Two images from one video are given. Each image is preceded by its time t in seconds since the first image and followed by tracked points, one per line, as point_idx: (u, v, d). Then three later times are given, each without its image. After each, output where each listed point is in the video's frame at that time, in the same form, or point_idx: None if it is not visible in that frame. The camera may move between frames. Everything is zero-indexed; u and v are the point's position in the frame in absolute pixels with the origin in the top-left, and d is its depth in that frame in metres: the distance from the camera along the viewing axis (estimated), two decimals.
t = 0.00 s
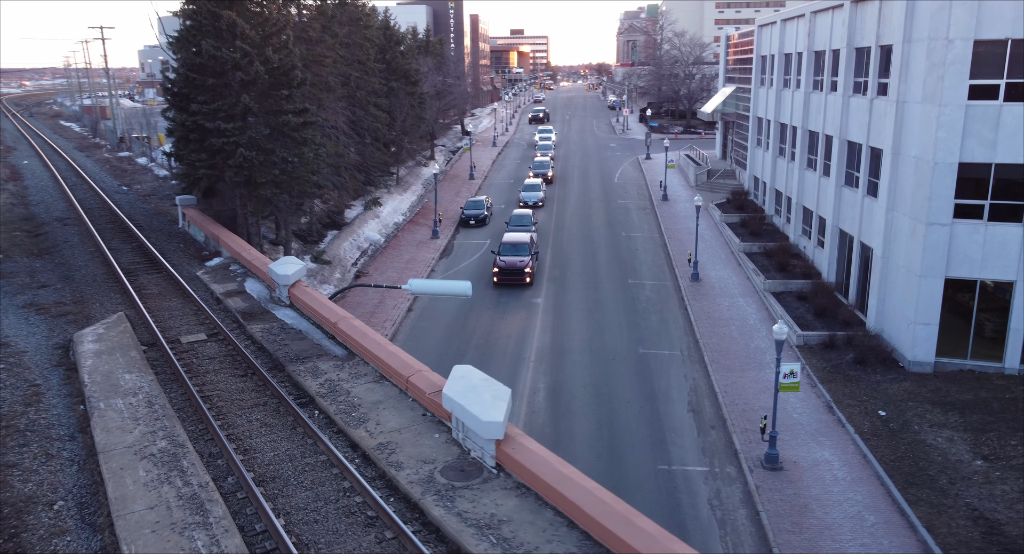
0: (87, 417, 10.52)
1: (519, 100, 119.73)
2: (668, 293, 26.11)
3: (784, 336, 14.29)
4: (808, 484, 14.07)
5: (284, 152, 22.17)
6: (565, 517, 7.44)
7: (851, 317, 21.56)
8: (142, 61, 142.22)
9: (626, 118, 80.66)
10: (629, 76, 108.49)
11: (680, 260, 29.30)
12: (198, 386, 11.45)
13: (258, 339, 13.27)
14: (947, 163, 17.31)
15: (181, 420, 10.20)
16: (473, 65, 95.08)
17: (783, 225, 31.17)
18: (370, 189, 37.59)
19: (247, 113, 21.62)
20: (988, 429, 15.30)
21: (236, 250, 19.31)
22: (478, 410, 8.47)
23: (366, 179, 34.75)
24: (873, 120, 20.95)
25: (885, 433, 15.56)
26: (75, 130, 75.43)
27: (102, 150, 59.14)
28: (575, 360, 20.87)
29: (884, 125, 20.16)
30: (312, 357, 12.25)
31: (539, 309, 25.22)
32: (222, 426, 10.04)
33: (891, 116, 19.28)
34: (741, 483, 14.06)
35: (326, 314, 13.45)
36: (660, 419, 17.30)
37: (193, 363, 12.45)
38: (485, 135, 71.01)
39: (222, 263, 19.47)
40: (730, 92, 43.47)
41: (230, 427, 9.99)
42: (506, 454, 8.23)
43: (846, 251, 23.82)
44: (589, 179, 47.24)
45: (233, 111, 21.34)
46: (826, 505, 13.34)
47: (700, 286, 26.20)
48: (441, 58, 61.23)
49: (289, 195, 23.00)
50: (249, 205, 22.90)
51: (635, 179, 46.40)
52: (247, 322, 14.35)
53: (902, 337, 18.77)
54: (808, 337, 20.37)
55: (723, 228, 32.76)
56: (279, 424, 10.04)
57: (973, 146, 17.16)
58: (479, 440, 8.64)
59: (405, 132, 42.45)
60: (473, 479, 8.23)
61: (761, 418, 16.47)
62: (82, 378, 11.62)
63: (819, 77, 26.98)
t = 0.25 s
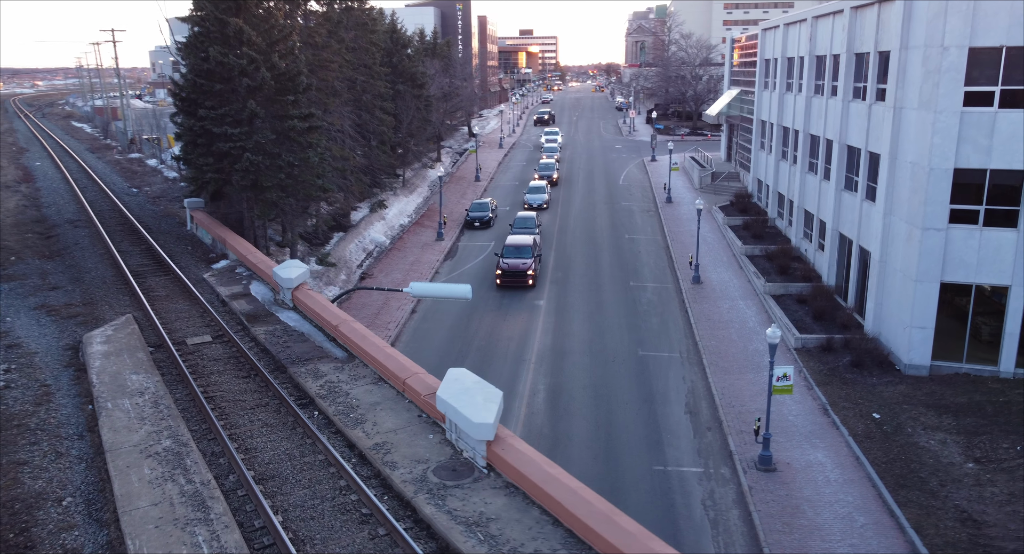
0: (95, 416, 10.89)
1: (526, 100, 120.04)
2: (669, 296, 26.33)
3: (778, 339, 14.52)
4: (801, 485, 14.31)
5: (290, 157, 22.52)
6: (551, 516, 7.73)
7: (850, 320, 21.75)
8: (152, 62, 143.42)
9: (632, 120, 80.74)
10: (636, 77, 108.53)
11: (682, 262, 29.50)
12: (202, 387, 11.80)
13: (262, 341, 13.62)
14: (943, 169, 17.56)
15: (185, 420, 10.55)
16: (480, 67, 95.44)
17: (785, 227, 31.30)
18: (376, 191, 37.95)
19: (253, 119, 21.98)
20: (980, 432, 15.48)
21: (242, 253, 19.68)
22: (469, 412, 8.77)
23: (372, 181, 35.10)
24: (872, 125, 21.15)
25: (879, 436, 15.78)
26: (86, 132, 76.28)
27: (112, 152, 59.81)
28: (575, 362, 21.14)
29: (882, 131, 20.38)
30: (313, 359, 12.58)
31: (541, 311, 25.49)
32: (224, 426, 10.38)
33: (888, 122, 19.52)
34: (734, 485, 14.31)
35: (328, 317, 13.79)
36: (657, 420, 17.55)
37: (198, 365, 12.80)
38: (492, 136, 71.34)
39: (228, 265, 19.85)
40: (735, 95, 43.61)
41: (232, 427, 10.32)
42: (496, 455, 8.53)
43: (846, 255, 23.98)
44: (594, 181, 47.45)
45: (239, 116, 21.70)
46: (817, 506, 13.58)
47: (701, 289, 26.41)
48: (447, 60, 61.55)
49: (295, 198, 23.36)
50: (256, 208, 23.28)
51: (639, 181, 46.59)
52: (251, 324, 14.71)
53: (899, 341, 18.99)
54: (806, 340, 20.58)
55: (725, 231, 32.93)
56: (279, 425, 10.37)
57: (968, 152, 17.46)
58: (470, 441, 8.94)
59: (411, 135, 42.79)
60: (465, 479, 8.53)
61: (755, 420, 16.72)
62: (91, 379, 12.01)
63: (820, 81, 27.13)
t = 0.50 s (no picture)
0: (102, 417, 11.26)
1: (533, 101, 120.25)
2: (670, 299, 26.56)
3: (770, 343, 14.76)
4: (792, 487, 14.56)
5: (295, 161, 22.86)
6: (537, 515, 8.02)
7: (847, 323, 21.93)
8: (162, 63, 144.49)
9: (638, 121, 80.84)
10: (643, 78, 108.56)
11: (683, 265, 29.71)
12: (206, 389, 12.15)
13: (264, 344, 13.97)
14: (937, 175, 17.80)
15: (189, 421, 10.90)
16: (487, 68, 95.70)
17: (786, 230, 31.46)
18: (382, 193, 38.30)
19: (259, 124, 22.33)
20: (972, 435, 15.67)
21: (247, 256, 20.04)
22: (461, 415, 9.06)
23: (377, 184, 35.45)
24: (870, 130, 21.36)
25: (872, 439, 16.01)
26: (97, 133, 77.05)
27: (122, 153, 60.47)
28: (575, 364, 21.42)
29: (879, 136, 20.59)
30: (314, 361, 12.92)
31: (542, 313, 25.77)
32: (226, 427, 10.72)
33: (885, 128, 19.75)
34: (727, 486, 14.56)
35: (329, 320, 14.12)
36: (654, 422, 17.81)
37: (203, 367, 13.16)
38: (498, 138, 71.65)
39: (234, 268, 20.23)
40: (739, 97, 43.75)
41: (234, 428, 10.67)
42: (487, 456, 8.83)
43: (845, 258, 24.17)
44: (598, 183, 47.67)
45: (245, 122, 22.07)
46: (808, 508, 13.83)
47: (701, 292, 26.63)
48: (453, 62, 61.87)
49: (300, 201, 23.71)
50: (261, 212, 23.65)
51: (644, 183, 46.77)
52: (255, 326, 15.07)
53: (895, 344, 19.20)
54: (803, 343, 20.79)
55: (727, 233, 33.11)
56: (279, 426, 10.70)
57: (963, 158, 17.70)
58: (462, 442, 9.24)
59: (416, 137, 43.13)
60: (456, 478, 8.84)
61: (749, 422, 16.97)
62: (99, 380, 12.39)
63: (821, 85, 27.30)
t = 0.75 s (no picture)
0: (105, 418, 11.61)
1: (537, 101, 120.49)
2: (667, 301, 26.82)
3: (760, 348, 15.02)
4: (781, 488, 14.83)
5: (297, 165, 23.21)
6: (522, 515, 8.32)
7: (841, 327, 22.16)
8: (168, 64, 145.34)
9: (641, 123, 81.01)
10: (647, 80, 108.66)
11: (682, 268, 29.95)
12: (206, 391, 12.49)
13: (264, 347, 14.30)
14: (928, 181, 18.06)
15: (189, 422, 11.24)
16: (490, 70, 96.01)
17: (785, 233, 31.67)
18: (384, 196, 38.66)
19: (261, 129, 22.68)
20: (960, 438, 15.91)
21: (249, 260, 20.39)
22: (451, 418, 9.36)
23: (378, 187, 35.79)
24: (864, 136, 21.60)
25: (861, 441, 16.25)
26: (103, 135, 77.71)
27: (128, 155, 61.02)
28: (571, 366, 21.70)
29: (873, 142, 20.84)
30: (312, 364, 13.24)
31: (541, 316, 26.07)
32: (225, 428, 11.05)
33: (878, 134, 19.99)
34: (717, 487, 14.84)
35: (327, 324, 14.44)
36: (647, 424, 18.09)
37: (203, 369, 13.50)
38: (501, 139, 71.98)
39: (236, 272, 20.58)
40: (739, 100, 43.94)
41: (232, 430, 10.99)
42: (476, 459, 9.12)
43: (840, 262, 24.40)
44: (600, 185, 47.91)
45: (248, 127, 22.44)
46: (796, 508, 14.10)
47: (698, 295, 26.88)
48: (457, 65, 62.19)
49: (301, 205, 24.05)
50: (264, 215, 24.00)
51: (645, 185, 47.01)
52: (255, 330, 15.41)
53: (887, 348, 19.45)
54: (797, 346, 21.04)
55: (726, 236, 33.33)
56: (276, 428, 11.03)
57: (953, 165, 17.95)
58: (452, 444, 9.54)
59: (418, 140, 43.46)
60: (446, 479, 9.16)
61: (740, 424, 17.23)
62: (102, 382, 12.75)
63: (817, 90, 27.53)
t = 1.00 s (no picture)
0: (104, 421, 11.93)
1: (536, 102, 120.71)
2: (660, 304, 27.12)
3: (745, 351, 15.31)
4: (766, 489, 15.13)
5: (294, 170, 23.51)
6: (504, 516, 8.63)
7: (831, 329, 22.46)
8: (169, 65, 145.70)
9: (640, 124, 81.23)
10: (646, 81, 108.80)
11: (676, 271, 30.24)
12: (202, 394, 12.81)
13: (259, 350, 14.62)
14: (914, 187, 18.36)
15: (185, 425, 11.56)
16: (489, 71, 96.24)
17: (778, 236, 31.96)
18: (382, 198, 38.96)
19: (259, 135, 22.99)
20: (943, 440, 16.21)
21: (246, 264, 20.69)
22: (438, 422, 9.66)
23: (376, 190, 36.09)
24: (853, 141, 21.90)
25: (846, 443, 16.55)
26: (104, 136, 78.00)
27: (129, 157, 61.37)
28: (564, 368, 22.00)
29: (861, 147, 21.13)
30: (305, 368, 13.55)
31: (535, 318, 26.37)
32: (220, 431, 11.37)
33: (866, 140, 20.28)
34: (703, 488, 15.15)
35: (321, 328, 14.74)
36: (637, 426, 18.39)
37: (199, 373, 13.82)
38: (500, 141, 72.25)
39: (233, 276, 20.90)
40: (735, 103, 44.18)
41: (227, 432, 11.32)
42: (461, 461, 9.42)
43: (830, 265, 24.70)
44: (597, 187, 48.19)
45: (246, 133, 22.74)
46: (779, 509, 14.41)
47: (691, 297, 27.18)
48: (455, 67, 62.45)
49: (298, 209, 24.37)
50: (261, 220, 24.32)
51: (641, 188, 47.29)
52: (250, 334, 15.73)
53: (874, 351, 19.75)
54: (786, 349, 21.34)
55: (721, 239, 33.61)
56: (269, 431, 11.34)
57: (938, 171, 18.24)
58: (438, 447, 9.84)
59: (416, 143, 43.76)
60: (432, 481, 9.47)
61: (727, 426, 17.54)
62: (101, 386, 13.07)
63: (809, 95, 27.82)
